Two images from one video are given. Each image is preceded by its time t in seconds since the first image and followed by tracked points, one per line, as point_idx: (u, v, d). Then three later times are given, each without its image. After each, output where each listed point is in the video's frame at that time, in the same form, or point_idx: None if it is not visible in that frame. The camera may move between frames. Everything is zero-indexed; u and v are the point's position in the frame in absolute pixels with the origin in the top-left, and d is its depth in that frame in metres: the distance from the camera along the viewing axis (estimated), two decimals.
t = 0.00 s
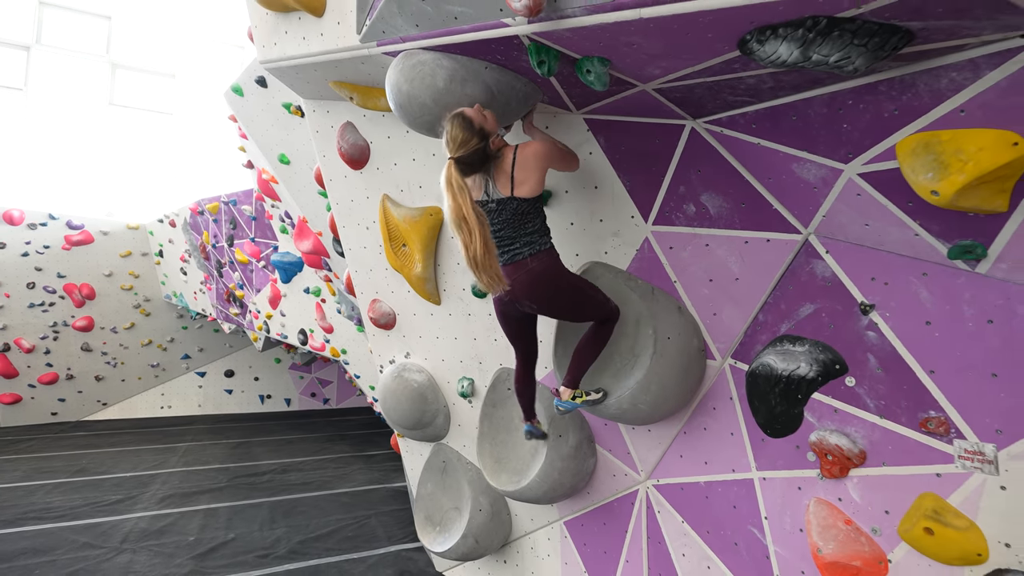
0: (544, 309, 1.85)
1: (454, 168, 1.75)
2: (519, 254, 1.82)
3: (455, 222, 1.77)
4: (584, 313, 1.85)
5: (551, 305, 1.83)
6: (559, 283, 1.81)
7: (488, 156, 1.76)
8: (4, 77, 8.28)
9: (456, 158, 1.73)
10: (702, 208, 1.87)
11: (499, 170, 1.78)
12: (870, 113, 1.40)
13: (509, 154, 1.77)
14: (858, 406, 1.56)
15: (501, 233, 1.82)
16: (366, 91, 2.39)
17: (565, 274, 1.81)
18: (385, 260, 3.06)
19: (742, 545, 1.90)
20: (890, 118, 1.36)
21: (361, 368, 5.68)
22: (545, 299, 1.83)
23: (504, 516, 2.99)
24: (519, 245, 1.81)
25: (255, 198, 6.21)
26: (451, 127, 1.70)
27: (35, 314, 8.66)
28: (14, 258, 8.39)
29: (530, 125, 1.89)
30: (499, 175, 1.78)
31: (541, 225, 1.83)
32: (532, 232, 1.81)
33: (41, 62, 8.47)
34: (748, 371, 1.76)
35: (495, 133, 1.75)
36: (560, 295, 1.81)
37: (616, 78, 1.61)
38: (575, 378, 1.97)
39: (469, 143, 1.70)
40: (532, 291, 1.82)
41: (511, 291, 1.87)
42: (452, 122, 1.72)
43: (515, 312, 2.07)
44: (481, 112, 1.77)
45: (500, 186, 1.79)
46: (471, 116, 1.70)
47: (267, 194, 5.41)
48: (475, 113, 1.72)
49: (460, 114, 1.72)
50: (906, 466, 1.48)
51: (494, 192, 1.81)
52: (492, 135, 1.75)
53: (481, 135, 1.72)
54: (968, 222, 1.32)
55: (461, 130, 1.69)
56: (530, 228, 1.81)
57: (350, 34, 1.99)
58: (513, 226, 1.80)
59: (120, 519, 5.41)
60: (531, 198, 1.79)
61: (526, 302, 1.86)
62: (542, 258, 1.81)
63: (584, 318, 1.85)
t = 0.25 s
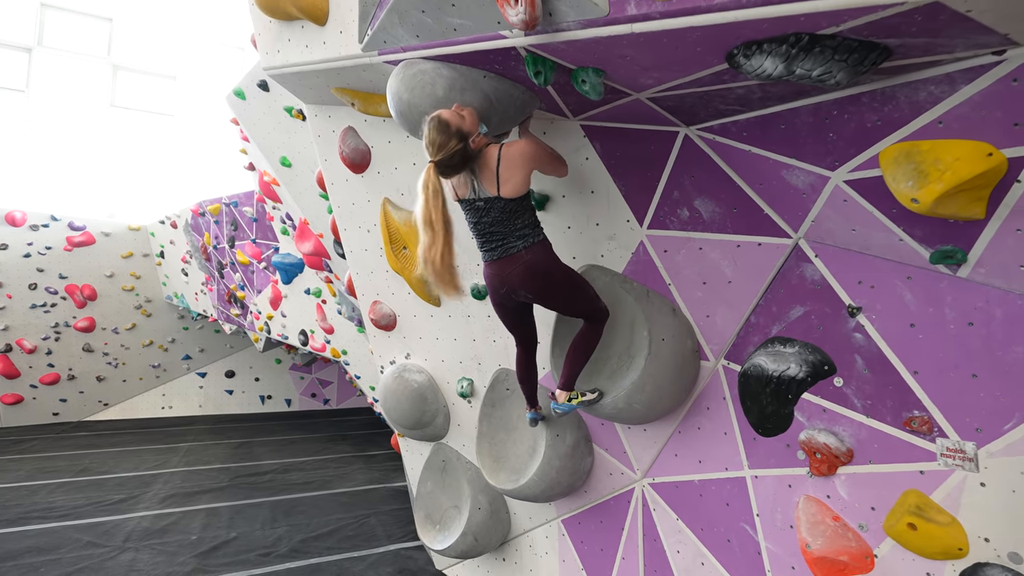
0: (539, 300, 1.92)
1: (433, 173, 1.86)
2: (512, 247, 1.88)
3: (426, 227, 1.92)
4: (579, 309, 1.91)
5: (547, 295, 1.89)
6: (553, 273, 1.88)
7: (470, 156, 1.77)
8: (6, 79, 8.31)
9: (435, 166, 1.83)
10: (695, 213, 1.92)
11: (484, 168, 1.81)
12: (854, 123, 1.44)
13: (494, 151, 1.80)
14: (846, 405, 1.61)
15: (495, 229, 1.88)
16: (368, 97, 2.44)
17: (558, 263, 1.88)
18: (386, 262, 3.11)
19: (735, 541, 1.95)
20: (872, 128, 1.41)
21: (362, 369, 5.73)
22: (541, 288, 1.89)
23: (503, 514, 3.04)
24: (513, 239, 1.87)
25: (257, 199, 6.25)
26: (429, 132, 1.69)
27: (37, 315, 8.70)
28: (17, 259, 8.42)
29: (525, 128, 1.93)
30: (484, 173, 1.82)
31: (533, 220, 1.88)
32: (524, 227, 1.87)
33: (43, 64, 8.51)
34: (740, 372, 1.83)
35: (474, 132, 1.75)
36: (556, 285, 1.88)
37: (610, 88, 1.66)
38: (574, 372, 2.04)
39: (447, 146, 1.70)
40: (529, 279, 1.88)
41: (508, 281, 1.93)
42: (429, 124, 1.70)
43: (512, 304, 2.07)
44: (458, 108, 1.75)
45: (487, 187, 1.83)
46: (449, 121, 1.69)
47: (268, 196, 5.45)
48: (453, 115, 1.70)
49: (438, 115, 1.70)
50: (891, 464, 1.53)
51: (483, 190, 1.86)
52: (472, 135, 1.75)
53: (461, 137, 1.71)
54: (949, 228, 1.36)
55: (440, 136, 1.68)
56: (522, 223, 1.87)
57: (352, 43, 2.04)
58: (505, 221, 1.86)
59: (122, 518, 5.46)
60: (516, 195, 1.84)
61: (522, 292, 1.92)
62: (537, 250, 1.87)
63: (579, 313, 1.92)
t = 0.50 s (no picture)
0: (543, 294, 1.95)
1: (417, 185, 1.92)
2: (514, 245, 1.92)
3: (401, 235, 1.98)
4: (581, 310, 1.95)
5: (550, 291, 1.92)
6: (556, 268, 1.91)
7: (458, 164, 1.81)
8: (8, 82, 8.36)
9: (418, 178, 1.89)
10: (692, 221, 1.96)
11: (474, 174, 1.84)
12: (845, 137, 1.49)
13: (481, 155, 1.82)
14: (839, 409, 1.65)
15: (496, 229, 1.92)
16: (371, 105, 2.48)
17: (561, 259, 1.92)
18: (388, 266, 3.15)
19: (731, 542, 1.99)
20: (863, 142, 1.45)
21: (363, 370, 5.76)
22: (544, 283, 1.93)
23: (503, 515, 3.08)
24: (515, 238, 1.91)
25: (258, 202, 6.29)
26: (414, 145, 1.74)
27: (38, 317, 8.75)
28: (19, 261, 8.47)
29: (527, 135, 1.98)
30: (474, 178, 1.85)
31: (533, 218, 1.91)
32: (524, 224, 1.89)
33: (45, 67, 8.56)
34: (736, 376, 1.88)
35: (460, 141, 1.79)
36: (559, 281, 1.92)
37: (608, 100, 1.71)
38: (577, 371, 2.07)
39: (432, 156, 1.75)
40: (532, 276, 1.92)
41: (511, 277, 1.97)
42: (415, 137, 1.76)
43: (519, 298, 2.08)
44: (443, 118, 1.80)
45: (479, 192, 1.87)
46: (432, 132, 1.73)
47: (270, 200, 5.48)
48: (436, 126, 1.74)
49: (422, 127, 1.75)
50: (882, 466, 1.57)
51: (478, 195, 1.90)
52: (458, 143, 1.79)
53: (445, 146, 1.76)
54: (936, 239, 1.41)
55: (424, 147, 1.73)
56: (522, 221, 1.90)
57: (357, 54, 2.08)
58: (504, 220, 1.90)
59: (126, 519, 5.50)
60: (507, 198, 1.86)
61: (525, 287, 1.95)
62: (539, 247, 1.90)
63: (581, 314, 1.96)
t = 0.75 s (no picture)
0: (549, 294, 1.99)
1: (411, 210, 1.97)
2: (519, 249, 1.95)
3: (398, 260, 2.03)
4: (584, 312, 2.00)
5: (556, 292, 1.96)
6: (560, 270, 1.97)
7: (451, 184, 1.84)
8: (10, 83, 8.40)
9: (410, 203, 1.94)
10: (695, 228, 2.00)
11: (467, 192, 1.87)
12: (845, 149, 1.52)
13: (472, 172, 1.84)
14: (839, 414, 1.68)
15: (500, 234, 1.95)
16: (377, 112, 2.52)
17: (565, 261, 1.97)
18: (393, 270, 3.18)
19: (733, 544, 2.02)
20: (862, 155, 1.49)
21: (365, 372, 5.79)
22: (549, 284, 1.97)
23: (507, 517, 3.11)
24: (519, 241, 1.94)
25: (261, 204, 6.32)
26: (404, 174, 1.76)
27: (41, 318, 8.79)
28: (22, 262, 8.55)
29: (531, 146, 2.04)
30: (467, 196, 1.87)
31: (535, 221, 1.95)
32: (527, 227, 1.93)
33: (47, 68, 8.60)
34: (738, 381, 1.90)
35: (449, 162, 1.81)
36: (564, 281, 1.96)
37: (613, 111, 1.74)
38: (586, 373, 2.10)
39: (423, 181, 1.76)
40: (537, 278, 1.96)
41: (517, 280, 2.01)
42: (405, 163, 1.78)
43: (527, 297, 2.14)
44: (432, 141, 1.82)
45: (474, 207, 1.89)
46: (420, 159, 1.74)
47: (274, 202, 5.51)
48: (424, 152, 1.76)
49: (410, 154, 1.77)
50: (881, 470, 1.60)
51: (476, 209, 1.92)
52: (447, 165, 1.82)
53: (435, 170, 1.78)
54: (934, 249, 1.44)
55: (414, 174, 1.75)
56: (524, 225, 1.94)
57: (365, 64, 2.12)
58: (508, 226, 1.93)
59: (130, 520, 5.54)
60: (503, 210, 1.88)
61: (530, 288, 2.00)
62: (543, 249, 1.94)
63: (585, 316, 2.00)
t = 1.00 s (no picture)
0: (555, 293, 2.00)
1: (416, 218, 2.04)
2: (525, 249, 1.97)
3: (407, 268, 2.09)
4: (591, 313, 2.01)
5: (563, 291, 1.97)
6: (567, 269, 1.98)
7: (452, 192, 1.89)
8: (13, 85, 8.42)
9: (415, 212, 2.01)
10: (701, 232, 2.02)
11: (468, 200, 1.91)
12: (851, 156, 1.54)
13: (472, 179, 1.88)
14: (844, 417, 1.70)
15: (505, 235, 1.96)
16: (384, 117, 2.54)
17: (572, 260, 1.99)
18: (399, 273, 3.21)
19: (738, 546, 2.04)
20: (868, 162, 1.51)
21: (368, 373, 5.80)
22: (556, 283, 1.98)
23: (512, 518, 3.13)
24: (525, 241, 1.95)
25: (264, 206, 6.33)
26: (404, 184, 1.83)
27: (44, 319, 8.81)
28: (24, 264, 8.54)
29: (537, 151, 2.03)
30: (469, 202, 1.91)
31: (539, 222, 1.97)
32: (532, 227, 1.94)
33: (49, 70, 8.63)
34: (744, 384, 1.91)
35: (448, 170, 1.86)
36: (571, 281, 1.97)
37: (621, 117, 1.76)
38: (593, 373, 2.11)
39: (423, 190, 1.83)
40: (544, 278, 1.97)
41: (524, 279, 2.02)
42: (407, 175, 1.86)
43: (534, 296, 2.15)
44: (432, 150, 1.88)
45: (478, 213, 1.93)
46: (418, 168, 1.82)
47: (277, 204, 5.52)
48: (423, 161, 1.83)
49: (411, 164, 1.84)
50: (887, 473, 1.62)
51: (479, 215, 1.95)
52: (446, 173, 1.86)
53: (434, 179, 1.84)
54: (939, 254, 1.46)
55: (414, 184, 1.82)
56: (529, 226, 1.95)
57: (374, 70, 2.15)
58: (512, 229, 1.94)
59: (134, 521, 5.56)
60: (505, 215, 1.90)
61: (538, 287, 2.00)
62: (548, 247, 1.96)
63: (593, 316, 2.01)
